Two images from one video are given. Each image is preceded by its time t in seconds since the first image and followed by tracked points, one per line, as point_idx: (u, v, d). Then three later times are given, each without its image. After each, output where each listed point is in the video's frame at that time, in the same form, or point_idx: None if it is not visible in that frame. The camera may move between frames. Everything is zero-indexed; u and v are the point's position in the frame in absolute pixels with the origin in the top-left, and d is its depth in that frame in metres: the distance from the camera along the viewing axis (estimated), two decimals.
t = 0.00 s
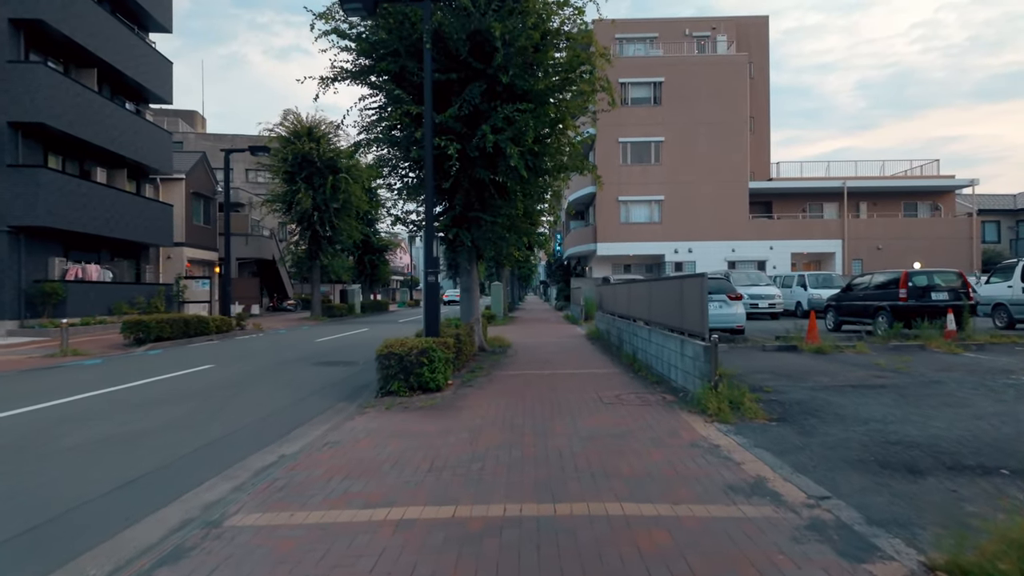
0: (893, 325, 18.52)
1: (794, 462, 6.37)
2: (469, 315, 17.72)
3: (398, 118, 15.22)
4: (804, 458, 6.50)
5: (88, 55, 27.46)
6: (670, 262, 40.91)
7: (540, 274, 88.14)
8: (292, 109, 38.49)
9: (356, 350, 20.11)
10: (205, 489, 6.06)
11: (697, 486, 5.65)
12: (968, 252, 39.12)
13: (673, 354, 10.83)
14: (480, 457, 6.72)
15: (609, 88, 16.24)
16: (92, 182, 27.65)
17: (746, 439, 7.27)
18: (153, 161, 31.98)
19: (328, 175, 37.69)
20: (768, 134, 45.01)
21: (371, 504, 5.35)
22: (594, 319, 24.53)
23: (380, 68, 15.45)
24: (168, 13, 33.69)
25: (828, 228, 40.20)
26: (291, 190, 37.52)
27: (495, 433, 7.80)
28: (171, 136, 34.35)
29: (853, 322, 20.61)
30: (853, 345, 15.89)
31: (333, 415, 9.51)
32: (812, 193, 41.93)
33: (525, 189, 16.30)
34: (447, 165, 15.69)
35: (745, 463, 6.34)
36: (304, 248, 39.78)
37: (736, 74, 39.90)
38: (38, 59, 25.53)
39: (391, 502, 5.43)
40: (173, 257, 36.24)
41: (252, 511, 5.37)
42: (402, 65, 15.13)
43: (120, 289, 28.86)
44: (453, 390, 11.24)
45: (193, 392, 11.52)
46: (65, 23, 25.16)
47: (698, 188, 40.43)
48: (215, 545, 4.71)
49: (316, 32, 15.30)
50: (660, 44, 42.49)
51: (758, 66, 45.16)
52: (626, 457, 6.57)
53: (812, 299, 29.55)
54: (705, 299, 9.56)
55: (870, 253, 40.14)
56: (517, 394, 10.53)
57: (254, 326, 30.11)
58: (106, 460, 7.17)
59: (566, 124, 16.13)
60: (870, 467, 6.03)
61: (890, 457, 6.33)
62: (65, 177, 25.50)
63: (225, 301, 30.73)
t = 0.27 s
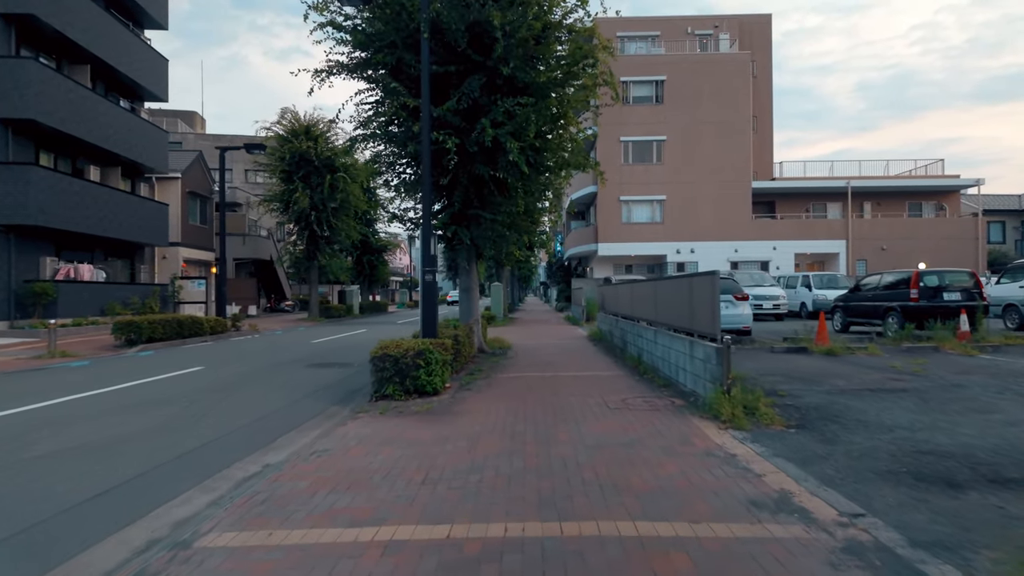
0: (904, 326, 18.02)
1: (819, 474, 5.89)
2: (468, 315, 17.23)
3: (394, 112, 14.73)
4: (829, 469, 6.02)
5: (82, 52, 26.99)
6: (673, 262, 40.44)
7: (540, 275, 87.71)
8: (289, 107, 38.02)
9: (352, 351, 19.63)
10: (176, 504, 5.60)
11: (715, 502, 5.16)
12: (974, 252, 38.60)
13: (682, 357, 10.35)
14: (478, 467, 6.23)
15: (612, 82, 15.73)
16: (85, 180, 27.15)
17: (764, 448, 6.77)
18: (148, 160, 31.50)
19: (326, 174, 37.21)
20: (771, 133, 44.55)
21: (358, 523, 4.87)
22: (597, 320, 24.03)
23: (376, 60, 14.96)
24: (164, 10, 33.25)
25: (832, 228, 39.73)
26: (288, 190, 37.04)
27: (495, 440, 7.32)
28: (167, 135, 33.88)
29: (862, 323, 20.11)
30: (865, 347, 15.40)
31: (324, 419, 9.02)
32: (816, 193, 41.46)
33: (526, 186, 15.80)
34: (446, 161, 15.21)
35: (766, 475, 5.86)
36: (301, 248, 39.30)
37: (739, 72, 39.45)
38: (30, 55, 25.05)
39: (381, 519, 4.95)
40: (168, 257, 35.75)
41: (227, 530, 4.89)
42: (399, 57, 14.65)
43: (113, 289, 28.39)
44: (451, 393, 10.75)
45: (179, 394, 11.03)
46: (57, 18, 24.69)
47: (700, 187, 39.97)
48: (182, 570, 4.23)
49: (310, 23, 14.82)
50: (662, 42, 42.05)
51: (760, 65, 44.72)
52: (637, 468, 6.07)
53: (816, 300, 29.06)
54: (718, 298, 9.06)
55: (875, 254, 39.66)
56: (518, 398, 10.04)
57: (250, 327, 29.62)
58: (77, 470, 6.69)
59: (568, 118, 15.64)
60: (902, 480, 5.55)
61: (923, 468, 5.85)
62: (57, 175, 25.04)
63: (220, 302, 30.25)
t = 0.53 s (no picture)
0: (916, 331, 17.52)
1: (849, 497, 5.39)
2: (467, 319, 16.72)
3: (390, 109, 14.23)
4: (858, 491, 5.52)
5: (74, 50, 26.52)
6: (674, 265, 39.96)
7: (540, 277, 87.26)
8: (286, 107, 37.54)
9: (347, 356, 19.11)
10: (143, 532, 5.11)
11: (738, 531, 4.68)
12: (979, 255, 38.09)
13: (691, 364, 9.86)
14: (476, 488, 5.74)
15: (615, 80, 15.24)
16: (77, 181, 26.67)
17: (785, 466, 6.28)
18: (142, 160, 31.02)
19: (323, 175, 36.71)
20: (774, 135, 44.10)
21: (342, 557, 4.38)
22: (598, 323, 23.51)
23: (372, 55, 14.46)
24: (159, 9, 32.79)
25: (836, 229, 39.26)
26: (285, 191, 36.55)
27: (495, 456, 6.82)
28: (162, 135, 33.41)
29: (871, 328, 19.61)
30: (877, 352, 14.90)
31: (312, 431, 8.52)
32: (818, 194, 41.01)
33: (526, 186, 15.30)
34: (444, 160, 14.71)
35: (791, 499, 5.37)
36: (298, 250, 38.80)
37: (741, 72, 39.01)
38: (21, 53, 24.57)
39: (368, 552, 4.45)
40: (163, 260, 35.23)
41: (196, 564, 4.39)
42: (395, 52, 14.15)
43: (106, 292, 27.89)
44: (447, 403, 10.23)
45: (162, 402, 10.52)
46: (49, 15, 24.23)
47: (702, 189, 39.50)
48: None
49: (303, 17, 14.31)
50: (664, 43, 41.60)
51: (763, 65, 44.27)
52: (649, 490, 5.59)
53: (821, 303, 28.56)
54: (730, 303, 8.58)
55: (879, 256, 39.20)
56: (519, 407, 9.55)
57: (245, 330, 29.12)
58: (42, 489, 6.19)
59: (570, 116, 15.14)
60: (942, 505, 5.07)
61: (963, 491, 5.35)
62: (47, 175, 24.63)
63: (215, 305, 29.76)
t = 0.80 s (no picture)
0: (927, 330, 17.03)
1: (881, 513, 4.90)
2: (465, 320, 16.23)
3: (385, 101, 13.74)
4: (890, 505, 5.04)
5: (65, 45, 26.02)
6: (676, 265, 39.49)
7: (540, 277, 86.90)
8: (283, 105, 37.06)
9: (342, 357, 18.61)
10: (101, 553, 4.62)
11: (762, 551, 4.21)
12: (985, 254, 37.58)
13: (699, 366, 9.37)
14: (471, 501, 5.25)
15: (618, 72, 14.71)
16: (68, 178, 26.15)
17: (807, 476, 5.78)
18: (136, 159, 30.52)
19: (320, 174, 36.24)
20: (776, 133, 43.63)
21: None
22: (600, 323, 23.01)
23: (366, 46, 13.97)
24: (154, 5, 32.31)
25: (839, 229, 38.78)
26: (281, 190, 36.09)
27: (492, 464, 6.34)
28: (156, 133, 32.90)
29: (879, 328, 19.10)
30: (889, 353, 14.41)
31: (298, 437, 8.02)
32: (822, 193, 40.55)
33: (526, 181, 14.83)
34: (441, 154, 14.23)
35: (816, 514, 4.88)
36: (295, 250, 38.32)
37: (744, 69, 38.54)
38: (10, 47, 24.08)
39: None
40: (158, 259, 34.73)
41: None
42: (390, 42, 13.66)
43: (98, 292, 27.40)
44: (442, 406, 9.74)
45: (143, 406, 10.02)
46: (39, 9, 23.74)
47: (705, 188, 39.02)
48: None
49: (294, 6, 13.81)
50: (665, 40, 41.14)
51: (765, 63, 43.81)
52: (660, 503, 5.11)
53: (825, 303, 28.06)
54: (743, 301, 8.09)
55: (883, 255, 38.69)
56: (518, 411, 9.04)
57: (241, 331, 28.64)
58: None
59: (571, 109, 14.65)
60: (987, 523, 4.59)
61: (1007, 506, 4.87)
62: (37, 172, 24.10)
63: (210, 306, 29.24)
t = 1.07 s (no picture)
0: (939, 333, 16.53)
1: (919, 543, 4.42)
2: (463, 322, 15.75)
3: (379, 97, 13.26)
4: (926, 534, 4.56)
5: (57, 42, 25.55)
6: (678, 265, 38.98)
7: (541, 278, 86.38)
8: (280, 104, 36.58)
9: (336, 361, 18.10)
10: None
11: None
12: (992, 254, 36.98)
13: (708, 373, 8.88)
14: (464, 529, 4.77)
15: (620, 67, 14.26)
16: (60, 178, 25.66)
17: (831, 498, 5.30)
18: (131, 158, 30.05)
19: (318, 173, 35.77)
20: (779, 132, 43.13)
21: None
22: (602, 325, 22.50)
23: (360, 40, 13.48)
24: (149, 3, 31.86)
25: (843, 229, 38.26)
26: (278, 189, 35.63)
27: (488, 484, 5.85)
28: (151, 132, 32.42)
29: (889, 330, 18.59)
30: (902, 357, 13.91)
31: (282, 451, 7.53)
32: (826, 193, 40.03)
33: (526, 179, 14.35)
34: (438, 151, 13.74)
35: (846, 544, 4.41)
36: (293, 251, 37.86)
37: (747, 67, 38.06)
38: None
39: None
40: (153, 260, 34.25)
41: None
42: (384, 35, 13.17)
43: (90, 294, 26.92)
44: (437, 415, 9.26)
45: (122, 416, 9.54)
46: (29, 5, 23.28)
47: (707, 187, 38.52)
48: None
49: None
50: (667, 38, 40.65)
51: (768, 61, 43.32)
52: (673, 532, 4.63)
53: (831, 304, 27.54)
54: (756, 304, 7.60)
55: (888, 255, 38.17)
56: (516, 422, 8.55)
57: (236, 333, 28.15)
58: None
59: (572, 105, 14.17)
60: None
61: None
62: (28, 171, 23.63)
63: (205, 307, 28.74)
